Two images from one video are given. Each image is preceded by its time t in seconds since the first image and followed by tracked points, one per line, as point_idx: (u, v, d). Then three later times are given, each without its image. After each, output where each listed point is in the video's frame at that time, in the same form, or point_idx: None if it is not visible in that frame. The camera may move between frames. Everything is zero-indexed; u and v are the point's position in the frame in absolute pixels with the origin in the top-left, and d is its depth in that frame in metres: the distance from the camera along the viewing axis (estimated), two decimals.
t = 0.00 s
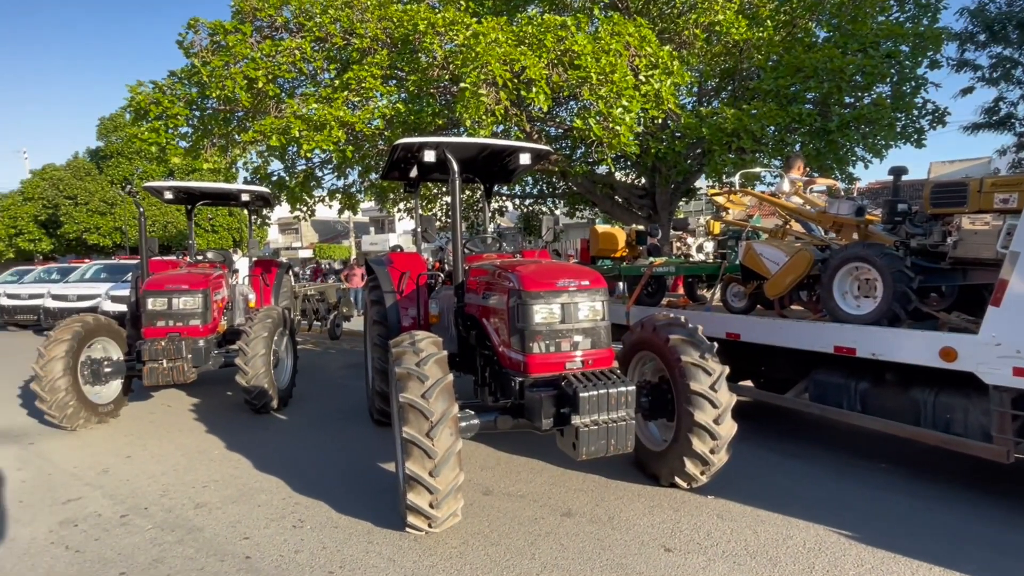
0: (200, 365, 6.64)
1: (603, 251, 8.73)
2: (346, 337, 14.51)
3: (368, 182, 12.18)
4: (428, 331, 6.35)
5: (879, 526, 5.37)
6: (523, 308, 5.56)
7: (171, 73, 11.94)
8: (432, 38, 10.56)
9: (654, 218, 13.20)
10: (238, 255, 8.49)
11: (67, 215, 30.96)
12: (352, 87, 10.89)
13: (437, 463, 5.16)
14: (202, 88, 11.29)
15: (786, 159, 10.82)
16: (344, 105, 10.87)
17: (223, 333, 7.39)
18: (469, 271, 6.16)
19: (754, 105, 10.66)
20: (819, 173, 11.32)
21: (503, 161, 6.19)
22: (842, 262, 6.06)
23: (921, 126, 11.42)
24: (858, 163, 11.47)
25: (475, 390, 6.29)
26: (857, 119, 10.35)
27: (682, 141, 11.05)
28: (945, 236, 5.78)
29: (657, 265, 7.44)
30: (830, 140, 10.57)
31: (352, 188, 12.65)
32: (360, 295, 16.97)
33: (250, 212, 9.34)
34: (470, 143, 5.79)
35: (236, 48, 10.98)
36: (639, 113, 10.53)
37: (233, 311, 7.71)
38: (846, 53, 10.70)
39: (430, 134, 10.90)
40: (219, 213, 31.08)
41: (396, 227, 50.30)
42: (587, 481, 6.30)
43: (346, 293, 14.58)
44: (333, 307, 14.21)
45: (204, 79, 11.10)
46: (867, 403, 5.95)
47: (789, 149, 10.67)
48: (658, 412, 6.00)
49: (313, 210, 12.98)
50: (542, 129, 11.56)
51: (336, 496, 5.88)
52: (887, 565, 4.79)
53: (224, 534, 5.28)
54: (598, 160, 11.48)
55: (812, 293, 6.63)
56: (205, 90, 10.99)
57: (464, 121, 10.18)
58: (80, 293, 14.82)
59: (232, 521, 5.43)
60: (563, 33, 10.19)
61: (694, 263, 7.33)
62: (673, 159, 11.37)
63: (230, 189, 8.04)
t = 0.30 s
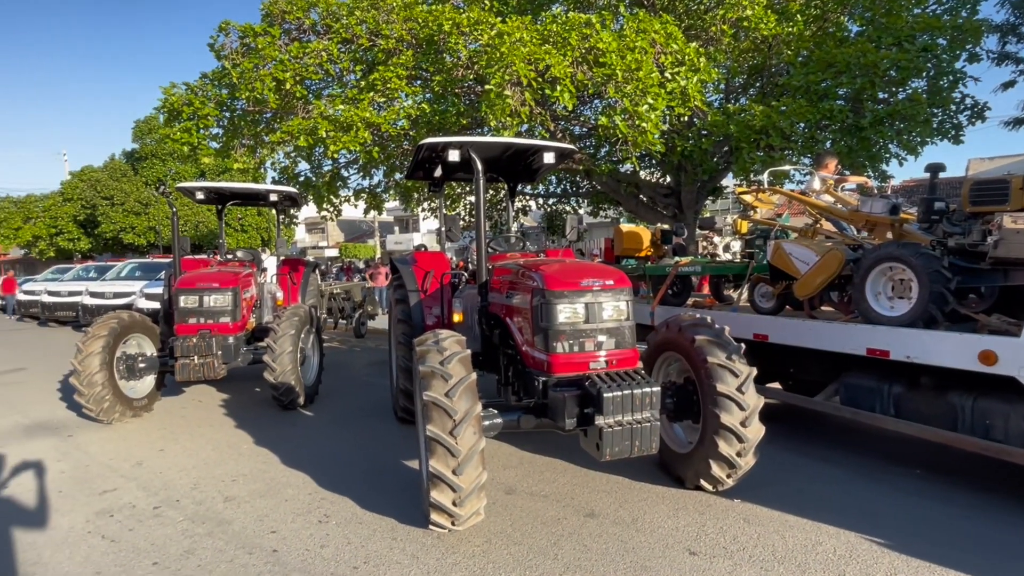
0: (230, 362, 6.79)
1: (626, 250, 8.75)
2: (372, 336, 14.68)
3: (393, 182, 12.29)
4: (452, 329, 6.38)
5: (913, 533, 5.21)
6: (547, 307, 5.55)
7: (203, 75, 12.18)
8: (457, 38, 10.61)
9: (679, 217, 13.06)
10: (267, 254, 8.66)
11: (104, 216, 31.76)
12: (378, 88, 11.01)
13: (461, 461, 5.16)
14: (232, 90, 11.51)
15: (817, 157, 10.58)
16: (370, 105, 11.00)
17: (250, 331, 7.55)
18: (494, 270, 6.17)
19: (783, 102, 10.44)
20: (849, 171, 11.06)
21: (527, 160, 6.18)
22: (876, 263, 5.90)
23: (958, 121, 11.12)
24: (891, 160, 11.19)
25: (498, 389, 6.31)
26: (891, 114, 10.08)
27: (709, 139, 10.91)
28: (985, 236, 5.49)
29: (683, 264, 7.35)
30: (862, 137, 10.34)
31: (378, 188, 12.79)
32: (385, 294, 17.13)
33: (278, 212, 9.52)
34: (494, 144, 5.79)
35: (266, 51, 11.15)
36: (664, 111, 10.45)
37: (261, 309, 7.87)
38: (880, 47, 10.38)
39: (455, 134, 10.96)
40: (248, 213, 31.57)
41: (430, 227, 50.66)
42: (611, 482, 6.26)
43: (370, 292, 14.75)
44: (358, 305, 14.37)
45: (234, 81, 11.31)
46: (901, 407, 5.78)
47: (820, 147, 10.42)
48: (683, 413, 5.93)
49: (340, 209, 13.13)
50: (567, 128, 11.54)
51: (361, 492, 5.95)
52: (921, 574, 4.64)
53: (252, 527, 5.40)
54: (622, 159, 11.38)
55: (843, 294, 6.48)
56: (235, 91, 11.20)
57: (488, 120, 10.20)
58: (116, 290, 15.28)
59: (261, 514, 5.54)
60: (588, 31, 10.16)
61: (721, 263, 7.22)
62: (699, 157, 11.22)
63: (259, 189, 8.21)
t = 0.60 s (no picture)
0: (256, 359, 6.91)
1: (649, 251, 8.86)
2: (396, 335, 14.79)
3: (415, 182, 12.38)
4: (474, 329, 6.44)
5: (948, 542, 5.05)
6: (568, 308, 5.50)
7: (231, 78, 12.40)
8: (480, 38, 10.64)
9: (703, 216, 12.91)
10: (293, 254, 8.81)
11: (134, 215, 32.32)
12: (401, 89, 11.10)
13: (482, 461, 5.14)
14: (258, 92, 11.68)
15: (846, 155, 10.35)
16: (393, 106, 11.10)
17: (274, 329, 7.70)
18: (515, 270, 6.15)
19: (811, 99, 10.23)
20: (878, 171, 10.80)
21: (549, 160, 6.16)
22: (908, 263, 5.74)
23: (995, 118, 10.80)
24: (924, 159, 10.91)
25: (520, 389, 6.29)
26: (924, 111, 9.81)
27: (734, 137, 10.75)
28: None
29: (708, 264, 7.24)
30: (894, 134, 10.07)
31: (401, 188, 12.87)
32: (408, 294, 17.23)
33: (303, 212, 9.67)
34: (517, 143, 5.77)
35: (291, 53, 11.30)
36: (689, 109, 10.35)
37: (286, 307, 8.02)
38: (913, 41, 10.10)
39: (477, 134, 10.99)
40: (274, 213, 31.98)
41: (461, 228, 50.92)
42: (633, 484, 6.21)
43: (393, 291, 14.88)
44: (381, 304, 14.48)
45: (261, 83, 11.50)
46: (933, 412, 5.60)
47: (850, 145, 10.18)
48: (707, 415, 5.84)
49: (362, 209, 13.24)
50: (589, 127, 11.48)
51: (384, 490, 5.99)
52: None
53: (277, 522, 5.48)
54: (645, 158, 11.28)
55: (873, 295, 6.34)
56: (262, 93, 11.38)
57: (511, 120, 10.20)
58: (148, 289, 15.65)
59: (286, 510, 5.63)
60: (611, 30, 10.12)
61: (747, 263, 7.12)
62: (724, 156, 11.07)
63: (285, 190, 8.36)
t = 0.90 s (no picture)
0: (279, 357, 7.03)
1: (670, 251, 8.93)
2: (417, 334, 14.85)
3: (435, 182, 12.44)
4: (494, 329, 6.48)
5: (981, 551, 4.89)
6: (588, 308, 5.40)
7: (254, 81, 12.58)
8: (500, 38, 10.64)
9: (725, 216, 12.75)
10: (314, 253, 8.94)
11: (162, 216, 33.01)
12: (421, 89, 11.16)
13: (501, 460, 5.08)
14: (281, 94, 11.84)
15: (873, 153, 10.13)
16: (413, 107, 11.16)
17: (297, 327, 7.84)
18: (535, 270, 6.12)
19: (837, 96, 10.03)
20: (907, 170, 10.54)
21: (569, 159, 6.14)
22: (937, 263, 5.59)
23: None
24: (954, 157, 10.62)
25: (539, 389, 6.25)
26: (955, 108, 9.52)
27: (757, 135, 10.58)
28: None
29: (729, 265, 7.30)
30: (923, 132, 9.78)
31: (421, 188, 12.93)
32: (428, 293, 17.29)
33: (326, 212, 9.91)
34: (536, 143, 5.75)
35: (313, 55, 11.41)
36: (711, 107, 10.23)
37: (308, 307, 8.15)
38: (943, 36, 9.82)
39: (496, 133, 10.99)
40: (297, 212, 32.33)
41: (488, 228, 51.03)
42: (653, 486, 6.14)
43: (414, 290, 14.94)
44: (401, 303, 14.55)
45: (284, 85, 11.64)
46: (964, 416, 5.43)
47: (877, 142, 9.95)
48: (728, 418, 5.71)
49: (383, 209, 13.31)
50: (609, 126, 11.41)
51: (403, 488, 6.01)
52: None
53: (299, 518, 5.54)
54: (666, 157, 11.17)
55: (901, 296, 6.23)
56: (285, 95, 11.53)
57: (530, 120, 10.18)
58: (175, 287, 15.96)
59: (307, 506, 5.69)
60: (632, 28, 10.06)
61: (770, 263, 7.03)
62: (746, 155, 10.91)
63: (307, 190, 8.51)
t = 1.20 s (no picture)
0: (299, 356, 7.13)
1: (688, 251, 8.93)
2: (434, 334, 14.89)
3: (452, 183, 12.47)
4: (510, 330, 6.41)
5: (1015, 560, 4.73)
6: (605, 309, 5.24)
7: (275, 84, 12.71)
8: (517, 39, 10.66)
9: (744, 216, 12.60)
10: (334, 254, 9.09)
11: (185, 217, 33.44)
12: (439, 91, 11.20)
13: (518, 461, 4.97)
14: (301, 97, 11.94)
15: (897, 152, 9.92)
16: (431, 108, 11.19)
17: (317, 327, 7.99)
18: (551, 272, 6.03)
19: (860, 95, 9.85)
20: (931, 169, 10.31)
21: (586, 160, 6.11)
22: (965, 265, 5.45)
23: None
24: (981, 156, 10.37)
25: (557, 390, 6.18)
26: (983, 105, 9.28)
27: (777, 135, 10.42)
28: None
29: (748, 266, 7.18)
30: (949, 130, 9.53)
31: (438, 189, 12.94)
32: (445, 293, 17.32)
33: (343, 213, 10.11)
34: (554, 143, 5.70)
35: (333, 58, 11.50)
36: (730, 107, 10.10)
37: (327, 307, 8.28)
38: (970, 32, 9.59)
39: (513, 134, 10.98)
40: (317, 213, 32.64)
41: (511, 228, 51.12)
42: (671, 488, 6.08)
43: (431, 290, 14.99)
44: (418, 304, 14.60)
45: (303, 88, 11.75)
46: (992, 421, 5.27)
47: (901, 141, 9.74)
48: (748, 421, 5.49)
49: (400, 210, 13.36)
50: (626, 127, 11.33)
51: (420, 487, 6.01)
52: None
53: (318, 516, 5.57)
54: (683, 157, 11.06)
55: (926, 298, 6.11)
56: (305, 98, 11.64)
57: (547, 121, 10.15)
58: (196, 287, 16.21)
59: (326, 504, 5.72)
60: (650, 28, 9.99)
61: (791, 264, 6.93)
62: (766, 155, 10.75)
63: (326, 191, 8.69)
